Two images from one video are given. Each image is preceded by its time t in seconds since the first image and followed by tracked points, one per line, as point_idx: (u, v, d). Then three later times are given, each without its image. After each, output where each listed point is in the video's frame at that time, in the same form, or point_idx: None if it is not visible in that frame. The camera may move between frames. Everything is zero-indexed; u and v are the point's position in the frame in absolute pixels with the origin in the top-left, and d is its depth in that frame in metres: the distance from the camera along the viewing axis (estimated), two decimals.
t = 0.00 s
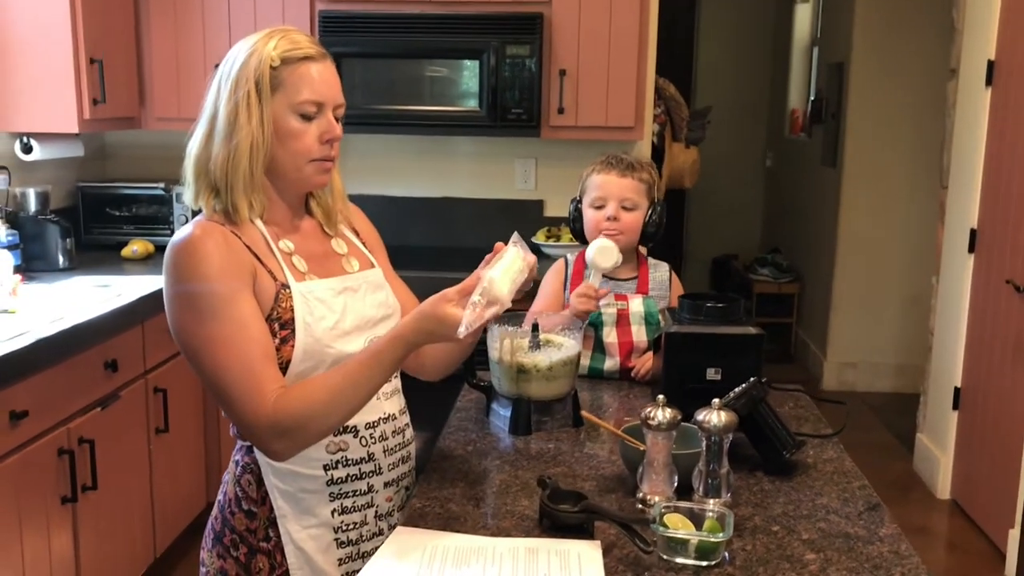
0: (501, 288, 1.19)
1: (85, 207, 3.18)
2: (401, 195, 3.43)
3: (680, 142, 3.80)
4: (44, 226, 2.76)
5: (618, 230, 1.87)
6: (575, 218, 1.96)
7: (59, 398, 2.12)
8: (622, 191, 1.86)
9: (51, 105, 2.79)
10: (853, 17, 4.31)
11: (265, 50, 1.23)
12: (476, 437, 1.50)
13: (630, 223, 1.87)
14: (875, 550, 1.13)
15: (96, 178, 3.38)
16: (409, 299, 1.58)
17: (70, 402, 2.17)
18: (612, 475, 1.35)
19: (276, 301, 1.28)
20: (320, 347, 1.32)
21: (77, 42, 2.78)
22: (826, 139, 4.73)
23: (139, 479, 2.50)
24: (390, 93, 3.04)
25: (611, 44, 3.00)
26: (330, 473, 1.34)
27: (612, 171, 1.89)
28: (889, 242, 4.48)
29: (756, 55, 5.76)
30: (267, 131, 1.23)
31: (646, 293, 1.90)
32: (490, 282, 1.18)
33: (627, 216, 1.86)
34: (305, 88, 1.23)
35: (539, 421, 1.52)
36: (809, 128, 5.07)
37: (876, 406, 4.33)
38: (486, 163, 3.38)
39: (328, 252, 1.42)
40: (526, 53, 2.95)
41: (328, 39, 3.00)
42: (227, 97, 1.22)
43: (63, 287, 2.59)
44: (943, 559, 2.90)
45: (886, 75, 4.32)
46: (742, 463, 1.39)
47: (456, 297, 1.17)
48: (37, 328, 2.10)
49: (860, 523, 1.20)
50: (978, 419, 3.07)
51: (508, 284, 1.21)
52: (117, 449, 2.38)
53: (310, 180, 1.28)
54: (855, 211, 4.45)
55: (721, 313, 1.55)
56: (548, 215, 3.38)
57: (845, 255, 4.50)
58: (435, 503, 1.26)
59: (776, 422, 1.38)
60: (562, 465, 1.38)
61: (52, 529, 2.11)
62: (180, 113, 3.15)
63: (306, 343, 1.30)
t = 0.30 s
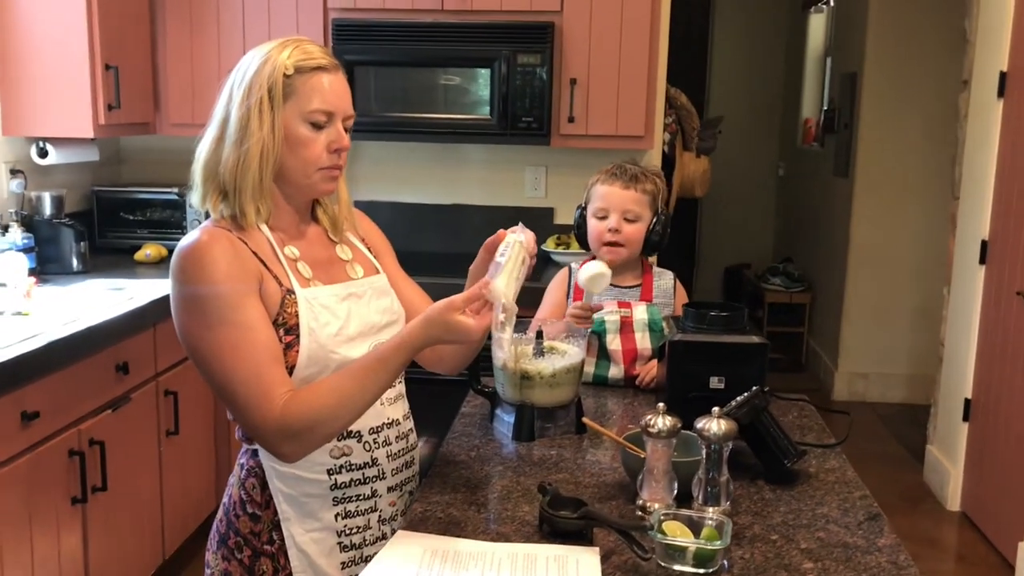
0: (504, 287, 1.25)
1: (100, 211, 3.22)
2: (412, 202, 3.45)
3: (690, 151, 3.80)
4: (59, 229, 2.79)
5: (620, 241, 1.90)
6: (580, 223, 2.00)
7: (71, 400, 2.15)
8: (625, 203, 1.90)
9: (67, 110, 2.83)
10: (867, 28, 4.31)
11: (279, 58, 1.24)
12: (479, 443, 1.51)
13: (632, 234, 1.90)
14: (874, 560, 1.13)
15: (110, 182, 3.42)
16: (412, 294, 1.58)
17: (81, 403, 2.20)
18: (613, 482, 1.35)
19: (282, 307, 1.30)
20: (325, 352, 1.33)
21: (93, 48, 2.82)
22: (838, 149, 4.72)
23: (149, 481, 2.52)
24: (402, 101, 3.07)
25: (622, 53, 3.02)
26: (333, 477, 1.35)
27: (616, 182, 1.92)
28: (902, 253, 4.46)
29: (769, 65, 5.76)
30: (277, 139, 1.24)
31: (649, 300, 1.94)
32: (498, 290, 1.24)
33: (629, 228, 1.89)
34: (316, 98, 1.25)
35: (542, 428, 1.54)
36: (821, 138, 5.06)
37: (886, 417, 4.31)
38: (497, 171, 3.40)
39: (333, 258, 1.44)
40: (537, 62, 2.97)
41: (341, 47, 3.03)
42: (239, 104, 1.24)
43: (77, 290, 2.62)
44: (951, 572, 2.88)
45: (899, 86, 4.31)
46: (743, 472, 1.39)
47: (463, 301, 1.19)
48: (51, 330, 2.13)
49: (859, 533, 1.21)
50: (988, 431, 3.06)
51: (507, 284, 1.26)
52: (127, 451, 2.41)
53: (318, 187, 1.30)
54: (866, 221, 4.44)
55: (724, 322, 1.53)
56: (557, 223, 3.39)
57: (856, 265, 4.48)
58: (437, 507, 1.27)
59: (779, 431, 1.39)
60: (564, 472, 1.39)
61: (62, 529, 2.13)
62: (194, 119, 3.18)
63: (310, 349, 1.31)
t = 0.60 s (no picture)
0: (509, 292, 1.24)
1: (112, 214, 3.24)
2: (422, 207, 3.46)
3: (702, 157, 3.79)
4: (71, 232, 2.81)
5: (627, 247, 1.92)
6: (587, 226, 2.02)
7: (81, 402, 2.16)
8: (632, 210, 1.91)
9: (81, 114, 2.85)
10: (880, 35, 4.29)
11: (287, 62, 1.25)
12: (486, 448, 1.51)
13: (639, 241, 1.91)
14: (879, 569, 1.13)
15: (122, 186, 3.44)
16: (418, 298, 1.58)
17: (92, 406, 2.21)
18: (619, 488, 1.35)
19: (289, 313, 1.30)
20: (332, 358, 1.34)
21: (107, 53, 2.84)
22: (851, 156, 4.70)
23: (158, 483, 2.53)
24: (413, 106, 3.07)
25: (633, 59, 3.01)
26: (340, 483, 1.35)
27: (625, 188, 1.93)
28: (915, 261, 4.43)
29: (782, 71, 5.74)
30: (285, 142, 1.25)
31: (653, 302, 1.95)
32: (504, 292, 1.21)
33: (636, 235, 1.90)
34: (324, 101, 1.25)
35: (549, 434, 1.53)
36: (834, 145, 5.04)
37: (898, 426, 4.28)
38: (507, 176, 3.40)
39: (340, 264, 1.44)
40: (548, 68, 2.97)
41: (353, 52, 3.04)
42: (246, 108, 1.24)
43: (89, 292, 2.64)
44: None
45: (912, 93, 4.29)
46: (750, 479, 1.39)
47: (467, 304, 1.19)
48: (61, 332, 2.15)
49: (866, 542, 1.20)
50: (1000, 441, 3.03)
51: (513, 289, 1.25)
52: (137, 453, 2.42)
53: (326, 191, 1.30)
54: (878, 229, 4.41)
55: (733, 329, 1.52)
56: (567, 228, 3.39)
57: (869, 273, 4.46)
58: (442, 512, 1.27)
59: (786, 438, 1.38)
60: (570, 478, 1.39)
61: (71, 530, 2.14)
62: (206, 124, 3.20)
63: (318, 355, 1.32)
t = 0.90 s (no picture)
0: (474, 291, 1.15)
1: (118, 218, 3.25)
2: (426, 212, 3.47)
3: (706, 162, 3.79)
4: (77, 237, 2.83)
5: (628, 252, 1.95)
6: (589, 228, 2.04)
7: (86, 405, 2.17)
8: (632, 216, 1.93)
9: (87, 120, 2.87)
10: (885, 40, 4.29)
11: (287, 68, 1.26)
12: (489, 453, 1.51)
13: (640, 245, 1.94)
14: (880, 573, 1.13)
15: (128, 190, 3.46)
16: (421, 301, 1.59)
17: (97, 409, 2.22)
18: (621, 492, 1.35)
19: (293, 321, 1.30)
20: (337, 366, 1.34)
21: (113, 59, 2.86)
22: (856, 161, 4.70)
23: (163, 486, 2.54)
24: (417, 111, 3.08)
25: (638, 63, 3.02)
26: (343, 489, 1.36)
27: (624, 194, 1.95)
28: (920, 265, 4.43)
29: (786, 76, 5.74)
30: (289, 149, 1.25)
31: (655, 303, 1.96)
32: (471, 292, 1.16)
33: (636, 240, 1.93)
34: (326, 106, 1.26)
35: (552, 438, 1.53)
36: (839, 149, 5.03)
37: (903, 431, 4.28)
38: (511, 181, 3.41)
39: (346, 270, 1.45)
40: (553, 73, 2.98)
41: (358, 57, 3.06)
42: (250, 116, 1.25)
43: (95, 297, 2.66)
44: None
45: (917, 98, 4.29)
46: (752, 483, 1.39)
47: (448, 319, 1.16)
48: (66, 336, 2.16)
49: (868, 546, 1.20)
50: (1004, 446, 3.03)
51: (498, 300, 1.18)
52: (141, 457, 2.42)
53: (332, 196, 1.31)
54: (883, 233, 4.41)
55: (735, 333, 1.52)
56: (571, 233, 3.39)
57: (874, 277, 4.45)
58: (444, 516, 1.27)
59: (788, 443, 1.38)
60: (573, 482, 1.39)
61: (76, 534, 2.15)
62: (212, 130, 3.21)
63: (322, 362, 1.32)
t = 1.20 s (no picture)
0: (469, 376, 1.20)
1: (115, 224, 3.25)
2: (424, 217, 3.47)
3: (704, 165, 3.79)
4: (75, 243, 2.82)
5: (622, 258, 1.97)
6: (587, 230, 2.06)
7: (85, 411, 2.17)
8: (624, 223, 1.94)
9: (84, 126, 2.87)
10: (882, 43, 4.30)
11: (280, 71, 1.26)
12: (488, 457, 1.51)
13: (634, 251, 1.96)
14: None
15: (126, 196, 3.46)
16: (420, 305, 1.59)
17: (95, 415, 2.22)
18: (620, 496, 1.35)
19: (291, 328, 1.30)
20: (336, 372, 1.33)
21: (111, 65, 2.86)
22: (854, 164, 4.70)
23: (161, 493, 2.53)
24: (415, 116, 3.09)
25: (635, 67, 3.02)
26: (342, 495, 1.36)
27: (617, 201, 1.96)
28: (919, 268, 4.43)
29: (783, 79, 5.75)
30: (279, 150, 1.25)
31: (654, 302, 1.98)
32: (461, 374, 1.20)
33: (629, 246, 1.95)
34: (317, 107, 1.26)
35: (551, 442, 1.53)
36: (836, 152, 5.04)
37: (903, 433, 4.27)
38: (509, 185, 3.41)
39: (348, 276, 1.45)
40: (550, 77, 2.98)
41: (356, 62, 3.06)
42: (243, 119, 1.26)
43: (92, 303, 2.66)
44: None
45: (914, 101, 4.30)
46: (752, 487, 1.39)
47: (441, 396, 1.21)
48: (64, 342, 2.15)
49: (867, 549, 1.20)
50: (1004, 448, 3.02)
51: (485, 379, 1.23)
52: (140, 463, 2.42)
53: (326, 199, 1.30)
54: (881, 236, 4.41)
55: (733, 336, 1.52)
56: (570, 237, 3.39)
57: (872, 280, 4.45)
58: (443, 521, 1.27)
59: (787, 445, 1.38)
60: (571, 486, 1.39)
61: (74, 540, 2.14)
62: (210, 135, 3.21)
63: (321, 368, 1.31)
